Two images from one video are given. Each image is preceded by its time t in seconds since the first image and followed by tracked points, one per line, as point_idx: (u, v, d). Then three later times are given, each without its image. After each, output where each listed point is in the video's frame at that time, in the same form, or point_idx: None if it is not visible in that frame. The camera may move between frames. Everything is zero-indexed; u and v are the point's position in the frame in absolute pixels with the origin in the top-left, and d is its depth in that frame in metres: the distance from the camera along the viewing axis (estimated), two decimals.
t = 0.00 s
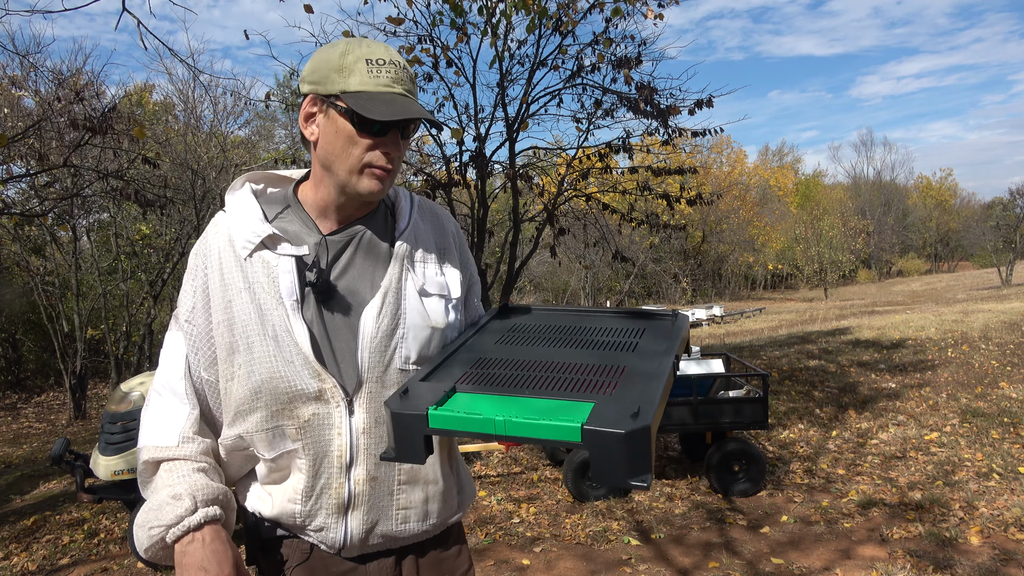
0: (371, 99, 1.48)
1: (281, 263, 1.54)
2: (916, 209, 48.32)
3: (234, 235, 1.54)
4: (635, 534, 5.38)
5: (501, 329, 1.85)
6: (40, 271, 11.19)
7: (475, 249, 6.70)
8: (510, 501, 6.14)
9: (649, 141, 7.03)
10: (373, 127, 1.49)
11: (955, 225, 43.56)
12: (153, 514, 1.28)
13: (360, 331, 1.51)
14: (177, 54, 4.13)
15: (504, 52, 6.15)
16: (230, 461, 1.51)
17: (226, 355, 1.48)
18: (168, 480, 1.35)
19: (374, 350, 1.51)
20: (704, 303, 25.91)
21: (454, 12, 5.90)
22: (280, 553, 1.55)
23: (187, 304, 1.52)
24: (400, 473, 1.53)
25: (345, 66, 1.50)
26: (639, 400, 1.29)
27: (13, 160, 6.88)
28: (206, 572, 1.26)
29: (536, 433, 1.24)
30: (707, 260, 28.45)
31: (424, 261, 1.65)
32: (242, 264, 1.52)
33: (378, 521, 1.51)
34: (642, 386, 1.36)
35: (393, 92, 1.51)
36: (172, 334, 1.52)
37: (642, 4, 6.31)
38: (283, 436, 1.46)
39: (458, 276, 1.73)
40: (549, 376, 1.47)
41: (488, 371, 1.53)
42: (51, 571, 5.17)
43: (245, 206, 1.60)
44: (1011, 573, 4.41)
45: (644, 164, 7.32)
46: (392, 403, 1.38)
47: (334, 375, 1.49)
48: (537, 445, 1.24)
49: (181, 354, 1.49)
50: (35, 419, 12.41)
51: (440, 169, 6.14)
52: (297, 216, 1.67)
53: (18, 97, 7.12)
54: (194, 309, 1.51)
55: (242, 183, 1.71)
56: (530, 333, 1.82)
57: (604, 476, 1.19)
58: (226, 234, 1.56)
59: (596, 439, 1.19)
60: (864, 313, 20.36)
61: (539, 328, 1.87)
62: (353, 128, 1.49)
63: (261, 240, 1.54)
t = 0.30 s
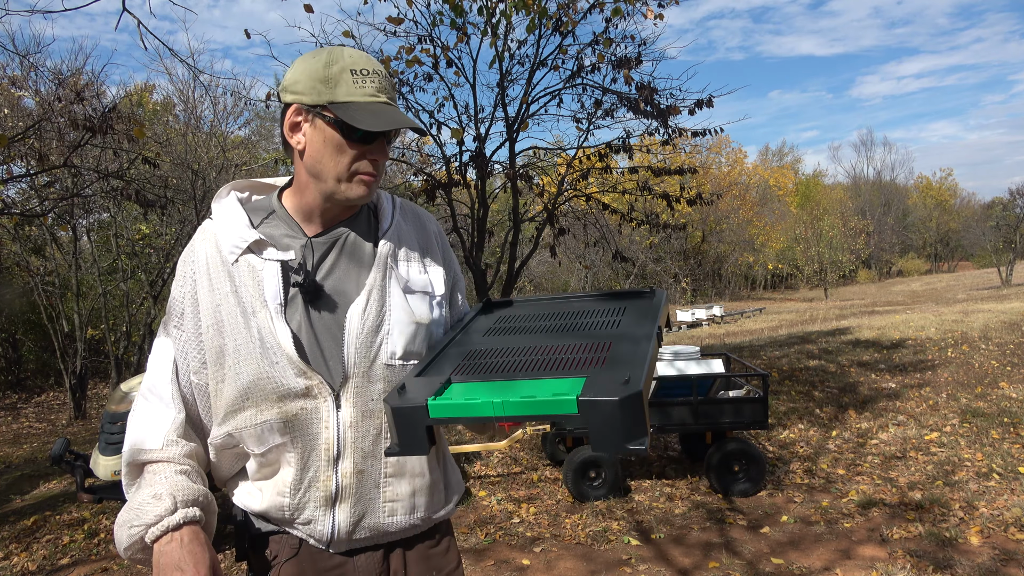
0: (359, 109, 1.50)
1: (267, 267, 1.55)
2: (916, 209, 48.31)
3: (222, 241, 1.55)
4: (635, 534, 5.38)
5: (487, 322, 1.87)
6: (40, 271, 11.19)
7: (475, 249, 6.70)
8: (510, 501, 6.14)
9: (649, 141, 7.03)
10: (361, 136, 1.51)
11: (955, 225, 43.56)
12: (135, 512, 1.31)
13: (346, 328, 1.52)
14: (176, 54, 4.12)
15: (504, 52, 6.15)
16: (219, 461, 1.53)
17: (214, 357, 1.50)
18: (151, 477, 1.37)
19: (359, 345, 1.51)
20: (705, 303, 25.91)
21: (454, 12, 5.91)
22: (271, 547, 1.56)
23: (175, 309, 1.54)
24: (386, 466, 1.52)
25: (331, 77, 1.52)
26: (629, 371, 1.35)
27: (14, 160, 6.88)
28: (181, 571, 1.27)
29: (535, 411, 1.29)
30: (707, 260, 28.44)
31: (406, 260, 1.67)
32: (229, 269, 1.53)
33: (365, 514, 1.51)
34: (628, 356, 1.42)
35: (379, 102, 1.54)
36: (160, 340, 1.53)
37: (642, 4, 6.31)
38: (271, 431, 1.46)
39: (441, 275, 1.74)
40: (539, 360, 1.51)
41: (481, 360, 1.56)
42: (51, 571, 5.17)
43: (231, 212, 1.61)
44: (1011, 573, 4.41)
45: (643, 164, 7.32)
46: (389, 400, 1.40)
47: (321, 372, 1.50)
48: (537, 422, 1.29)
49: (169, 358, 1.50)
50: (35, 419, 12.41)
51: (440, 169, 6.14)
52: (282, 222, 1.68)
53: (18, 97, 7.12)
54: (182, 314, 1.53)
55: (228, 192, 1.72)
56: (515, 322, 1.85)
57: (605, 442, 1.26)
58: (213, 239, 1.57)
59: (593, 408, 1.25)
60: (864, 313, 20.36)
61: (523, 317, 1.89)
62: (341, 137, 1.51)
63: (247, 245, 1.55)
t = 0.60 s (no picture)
0: (362, 116, 1.50)
1: (258, 271, 1.54)
2: (916, 209, 48.29)
3: (211, 244, 1.53)
4: (635, 534, 5.38)
5: (474, 317, 1.85)
6: (40, 270, 11.20)
7: (475, 249, 6.69)
8: (510, 501, 6.14)
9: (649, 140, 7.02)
10: (363, 142, 1.52)
11: (955, 225, 43.56)
12: (133, 518, 1.31)
13: (339, 327, 1.52)
14: (177, 54, 4.12)
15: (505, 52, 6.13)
16: (213, 460, 1.53)
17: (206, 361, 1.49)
18: (148, 481, 1.37)
19: (351, 343, 1.51)
20: (704, 303, 25.91)
21: (454, 12, 5.90)
22: (266, 540, 1.56)
23: (165, 313, 1.52)
24: (381, 459, 1.53)
25: (329, 85, 1.51)
26: (619, 374, 1.36)
27: (14, 159, 6.88)
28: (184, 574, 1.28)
29: (531, 416, 1.29)
30: (707, 260, 28.43)
31: (395, 259, 1.66)
32: (220, 273, 1.52)
33: (360, 507, 1.52)
34: (618, 360, 1.42)
35: (377, 108, 1.54)
36: (149, 343, 1.51)
37: (642, 4, 6.30)
38: (267, 430, 1.46)
39: (429, 272, 1.74)
40: (532, 364, 1.52)
41: (476, 362, 1.57)
42: (51, 571, 5.17)
43: (219, 215, 1.59)
44: (1011, 573, 4.40)
45: (643, 163, 7.31)
46: (390, 404, 1.40)
47: (315, 372, 1.50)
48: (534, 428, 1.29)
49: (161, 362, 1.49)
50: (35, 419, 12.41)
51: (440, 168, 6.13)
52: (270, 224, 1.66)
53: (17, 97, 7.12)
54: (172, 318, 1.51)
55: (213, 193, 1.69)
56: (501, 318, 1.83)
57: (600, 446, 1.27)
58: (202, 241, 1.55)
59: (588, 414, 1.26)
60: (864, 313, 20.35)
61: (508, 311, 1.87)
62: (343, 144, 1.51)
63: (238, 249, 1.53)
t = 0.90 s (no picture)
0: (357, 118, 1.51)
1: (262, 272, 1.55)
2: (915, 209, 48.29)
3: (215, 246, 1.54)
4: (635, 534, 5.38)
5: (470, 302, 1.83)
6: (40, 270, 11.21)
7: (476, 249, 6.70)
8: (510, 501, 6.14)
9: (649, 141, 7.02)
10: (360, 144, 1.52)
11: (955, 225, 43.57)
12: (145, 515, 1.32)
13: (342, 326, 1.54)
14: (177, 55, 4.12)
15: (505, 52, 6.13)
16: (218, 459, 1.53)
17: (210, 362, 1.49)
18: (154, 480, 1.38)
19: (355, 341, 1.53)
20: (704, 303, 25.92)
21: (454, 12, 5.91)
22: (272, 539, 1.57)
23: (168, 314, 1.52)
24: (387, 453, 1.55)
25: (325, 87, 1.52)
26: (626, 385, 1.44)
27: (14, 159, 6.88)
28: (197, 569, 1.29)
29: (543, 428, 1.38)
30: (707, 260, 28.42)
31: (395, 257, 1.67)
32: (225, 274, 1.52)
33: (367, 501, 1.54)
34: (620, 367, 1.50)
35: (373, 109, 1.55)
36: (153, 345, 1.51)
37: (642, 4, 6.30)
38: (275, 428, 1.48)
39: (427, 270, 1.76)
40: (537, 364, 1.56)
41: (481, 360, 1.60)
42: (52, 571, 5.17)
43: (221, 217, 1.58)
44: (1010, 573, 4.41)
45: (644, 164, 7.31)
46: (403, 408, 1.46)
47: (321, 371, 1.51)
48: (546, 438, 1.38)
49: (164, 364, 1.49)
50: (35, 419, 12.41)
51: (440, 168, 6.13)
52: (271, 225, 1.66)
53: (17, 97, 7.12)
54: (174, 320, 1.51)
55: (212, 196, 1.69)
56: (496, 304, 1.82)
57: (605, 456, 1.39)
58: (206, 243, 1.55)
59: (597, 431, 1.36)
60: (864, 313, 20.34)
61: (502, 295, 1.85)
62: (340, 145, 1.52)
63: (242, 251, 1.53)
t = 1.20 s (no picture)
0: (378, 121, 1.54)
1: (285, 267, 1.57)
2: (915, 209, 48.30)
3: (238, 241, 1.55)
4: (635, 534, 5.38)
5: (477, 296, 1.91)
6: (40, 270, 11.21)
7: (476, 249, 6.70)
8: (510, 501, 6.14)
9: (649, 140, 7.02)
10: (379, 147, 1.55)
11: (955, 225, 43.59)
12: (183, 486, 1.33)
13: (362, 321, 1.57)
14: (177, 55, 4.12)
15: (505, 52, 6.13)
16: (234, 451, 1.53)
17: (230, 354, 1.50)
18: (183, 458, 1.39)
19: (375, 337, 1.57)
20: (704, 304, 25.93)
21: (454, 12, 5.91)
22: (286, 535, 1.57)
23: (185, 306, 1.52)
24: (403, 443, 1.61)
25: (347, 92, 1.54)
26: (633, 383, 1.56)
27: (14, 159, 6.89)
28: (242, 532, 1.32)
29: (558, 427, 1.50)
30: (707, 259, 28.42)
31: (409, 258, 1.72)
32: (248, 269, 1.53)
33: (383, 491, 1.59)
34: (626, 362, 1.62)
35: (393, 114, 1.58)
36: (168, 337, 1.51)
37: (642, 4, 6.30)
38: (299, 422, 1.49)
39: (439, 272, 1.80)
40: (548, 362, 1.67)
41: (493, 357, 1.70)
42: (51, 571, 5.18)
43: (242, 213, 1.60)
44: (1011, 573, 4.41)
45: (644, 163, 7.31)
46: (420, 409, 1.56)
47: (342, 365, 1.54)
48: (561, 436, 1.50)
49: (184, 354, 1.50)
50: (35, 419, 12.42)
51: (440, 168, 6.13)
52: (291, 223, 1.67)
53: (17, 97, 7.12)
54: (193, 310, 1.51)
55: (232, 193, 1.69)
56: (503, 298, 1.91)
57: (616, 452, 1.52)
58: (228, 238, 1.57)
59: (609, 430, 1.49)
60: (864, 313, 20.34)
61: (507, 289, 1.94)
62: (360, 148, 1.54)
63: (265, 247, 1.55)
